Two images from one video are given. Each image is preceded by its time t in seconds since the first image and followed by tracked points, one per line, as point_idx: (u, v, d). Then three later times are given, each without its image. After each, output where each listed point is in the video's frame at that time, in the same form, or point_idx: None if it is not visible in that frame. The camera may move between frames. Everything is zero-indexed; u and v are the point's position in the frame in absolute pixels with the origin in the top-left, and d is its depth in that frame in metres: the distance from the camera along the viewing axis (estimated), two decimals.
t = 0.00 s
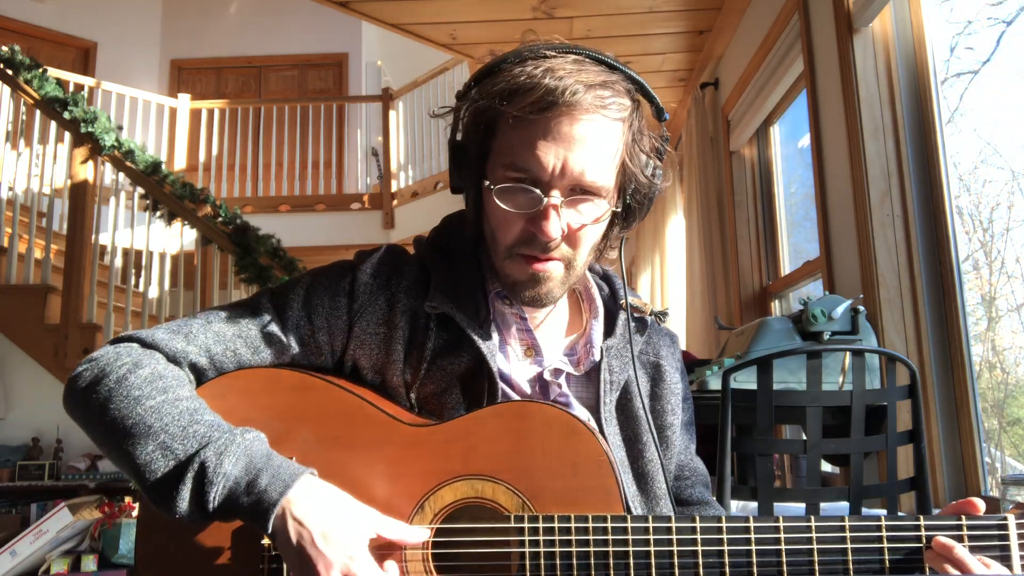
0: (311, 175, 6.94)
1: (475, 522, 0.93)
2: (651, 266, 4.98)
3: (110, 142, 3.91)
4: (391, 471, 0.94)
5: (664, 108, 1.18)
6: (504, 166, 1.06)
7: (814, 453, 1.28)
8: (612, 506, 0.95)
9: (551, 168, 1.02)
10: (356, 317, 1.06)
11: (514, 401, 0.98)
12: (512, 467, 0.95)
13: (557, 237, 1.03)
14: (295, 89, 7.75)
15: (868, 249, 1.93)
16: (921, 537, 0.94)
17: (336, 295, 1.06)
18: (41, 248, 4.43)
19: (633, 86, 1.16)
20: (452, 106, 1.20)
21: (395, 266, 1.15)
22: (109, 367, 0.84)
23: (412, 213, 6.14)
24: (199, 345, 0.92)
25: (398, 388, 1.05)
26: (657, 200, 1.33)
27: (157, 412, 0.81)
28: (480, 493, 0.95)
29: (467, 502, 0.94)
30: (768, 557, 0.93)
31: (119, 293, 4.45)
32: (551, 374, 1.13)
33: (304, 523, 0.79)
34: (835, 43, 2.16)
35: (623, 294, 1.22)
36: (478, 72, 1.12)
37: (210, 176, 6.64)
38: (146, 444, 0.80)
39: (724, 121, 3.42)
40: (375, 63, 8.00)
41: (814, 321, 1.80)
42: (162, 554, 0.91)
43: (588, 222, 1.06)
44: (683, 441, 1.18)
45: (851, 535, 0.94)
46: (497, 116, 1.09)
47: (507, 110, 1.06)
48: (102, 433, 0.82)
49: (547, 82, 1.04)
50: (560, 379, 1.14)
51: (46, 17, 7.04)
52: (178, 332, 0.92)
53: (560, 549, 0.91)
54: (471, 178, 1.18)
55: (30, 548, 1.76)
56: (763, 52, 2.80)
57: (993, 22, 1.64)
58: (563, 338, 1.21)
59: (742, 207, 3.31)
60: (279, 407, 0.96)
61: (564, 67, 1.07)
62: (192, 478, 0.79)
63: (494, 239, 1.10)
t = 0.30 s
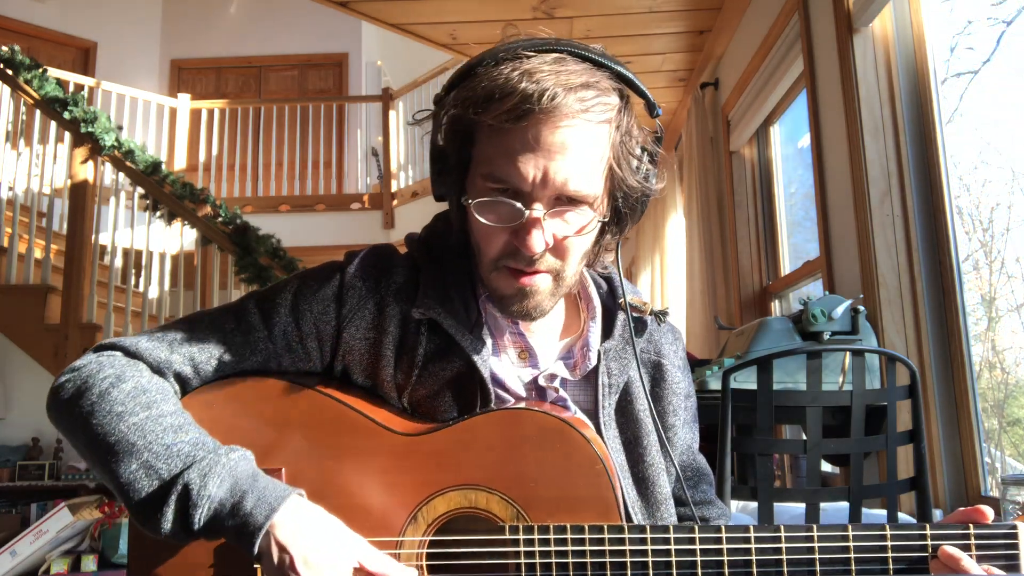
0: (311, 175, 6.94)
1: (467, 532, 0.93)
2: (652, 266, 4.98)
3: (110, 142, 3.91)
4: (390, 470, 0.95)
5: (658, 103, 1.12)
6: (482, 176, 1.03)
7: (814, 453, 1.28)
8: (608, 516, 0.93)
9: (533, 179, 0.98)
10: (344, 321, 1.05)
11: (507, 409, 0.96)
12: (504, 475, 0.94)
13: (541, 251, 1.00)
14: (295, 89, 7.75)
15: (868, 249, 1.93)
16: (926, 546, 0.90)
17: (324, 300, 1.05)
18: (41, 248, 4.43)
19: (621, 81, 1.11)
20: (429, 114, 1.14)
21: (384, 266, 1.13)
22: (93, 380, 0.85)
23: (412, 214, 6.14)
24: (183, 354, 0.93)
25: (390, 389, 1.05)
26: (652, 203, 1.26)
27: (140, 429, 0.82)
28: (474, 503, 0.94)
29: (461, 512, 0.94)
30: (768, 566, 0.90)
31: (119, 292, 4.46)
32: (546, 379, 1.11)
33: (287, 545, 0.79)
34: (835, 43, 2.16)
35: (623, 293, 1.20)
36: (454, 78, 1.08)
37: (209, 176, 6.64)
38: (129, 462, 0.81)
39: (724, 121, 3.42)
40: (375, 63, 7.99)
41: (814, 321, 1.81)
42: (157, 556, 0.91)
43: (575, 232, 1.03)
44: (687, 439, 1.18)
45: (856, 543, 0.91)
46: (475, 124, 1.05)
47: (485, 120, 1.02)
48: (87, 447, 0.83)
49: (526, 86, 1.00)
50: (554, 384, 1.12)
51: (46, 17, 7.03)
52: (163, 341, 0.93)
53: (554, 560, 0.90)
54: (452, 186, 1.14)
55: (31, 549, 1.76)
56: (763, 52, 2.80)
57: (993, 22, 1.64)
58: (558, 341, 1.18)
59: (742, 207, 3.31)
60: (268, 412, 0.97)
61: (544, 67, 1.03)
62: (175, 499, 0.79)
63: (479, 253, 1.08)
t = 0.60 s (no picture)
0: (311, 175, 6.94)
1: (459, 537, 0.94)
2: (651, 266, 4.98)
3: (110, 142, 3.91)
4: (383, 475, 0.95)
5: (648, 107, 1.08)
6: (463, 190, 1.02)
7: (814, 453, 1.28)
8: (601, 520, 0.91)
9: (514, 195, 0.97)
10: (333, 326, 1.04)
11: (494, 413, 0.95)
12: (495, 482, 0.93)
13: (524, 267, 1.00)
14: (295, 89, 7.75)
15: (868, 249, 1.94)
16: (928, 550, 0.90)
17: (312, 305, 1.03)
18: (41, 248, 4.43)
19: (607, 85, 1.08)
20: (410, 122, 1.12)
21: (373, 267, 1.12)
22: (79, 391, 0.85)
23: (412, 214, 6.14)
24: (169, 363, 0.94)
25: (380, 393, 1.05)
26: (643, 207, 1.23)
27: (128, 443, 0.82)
28: (465, 509, 0.94)
29: (452, 518, 0.94)
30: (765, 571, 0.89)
31: (119, 292, 4.45)
32: (539, 382, 1.11)
33: (279, 561, 0.80)
34: (835, 43, 2.16)
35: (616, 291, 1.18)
36: (434, 87, 1.06)
37: (209, 176, 6.64)
38: (118, 477, 0.81)
39: (724, 121, 3.42)
40: (375, 63, 7.99)
41: (814, 321, 1.80)
42: (155, 557, 0.91)
43: (559, 244, 1.03)
44: (688, 437, 1.18)
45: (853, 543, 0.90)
46: (456, 134, 1.03)
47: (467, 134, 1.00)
48: (75, 458, 0.84)
49: (506, 96, 0.98)
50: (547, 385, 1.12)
51: (46, 17, 7.04)
52: (148, 351, 0.93)
53: (548, 566, 0.90)
54: (435, 198, 1.13)
55: (30, 549, 1.76)
56: (763, 52, 2.80)
57: (993, 22, 1.64)
58: (550, 343, 1.18)
59: (742, 207, 3.31)
60: (259, 417, 0.98)
61: (526, 75, 1.00)
62: (164, 516, 0.80)
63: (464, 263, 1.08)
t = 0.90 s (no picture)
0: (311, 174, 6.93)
1: (455, 540, 0.93)
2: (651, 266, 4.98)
3: (110, 142, 3.92)
4: (380, 477, 0.95)
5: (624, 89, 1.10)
6: (452, 190, 1.02)
7: (814, 453, 1.28)
8: (598, 521, 0.91)
9: (503, 186, 0.97)
10: (325, 327, 1.04)
11: (488, 415, 0.95)
12: (490, 484, 0.93)
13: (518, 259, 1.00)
14: (295, 89, 7.75)
15: (868, 249, 1.94)
16: (927, 547, 0.89)
17: (304, 306, 1.03)
18: (41, 248, 4.44)
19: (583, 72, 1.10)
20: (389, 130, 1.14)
21: (365, 268, 1.12)
22: (72, 398, 0.85)
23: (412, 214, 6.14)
24: (161, 367, 0.93)
25: (375, 393, 1.05)
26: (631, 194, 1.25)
27: (124, 449, 0.82)
28: (462, 511, 0.94)
29: (449, 521, 0.94)
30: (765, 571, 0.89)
31: (120, 292, 4.46)
32: (535, 380, 1.12)
33: (279, 562, 0.80)
34: (835, 43, 2.16)
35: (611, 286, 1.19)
36: (410, 91, 1.07)
37: (210, 176, 6.65)
38: (115, 483, 0.81)
39: (724, 121, 3.42)
40: (375, 63, 7.98)
41: (814, 321, 1.80)
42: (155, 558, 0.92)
43: (552, 230, 1.03)
44: (685, 433, 1.18)
45: (853, 543, 0.90)
46: (438, 135, 1.04)
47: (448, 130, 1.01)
48: (70, 466, 0.84)
49: (483, 93, 0.99)
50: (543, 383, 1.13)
51: (46, 17, 7.03)
52: (140, 356, 0.93)
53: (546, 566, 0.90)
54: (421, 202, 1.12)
55: (30, 549, 1.77)
56: (763, 52, 2.80)
57: (993, 23, 1.64)
58: (545, 340, 1.17)
59: (743, 207, 3.31)
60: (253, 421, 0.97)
61: (500, 69, 1.02)
62: (163, 520, 0.80)
63: (459, 264, 1.07)
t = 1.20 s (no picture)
0: (311, 174, 6.94)
1: (453, 539, 0.93)
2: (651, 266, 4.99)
3: (110, 142, 3.91)
4: (379, 477, 0.94)
5: (580, 67, 1.17)
6: (453, 185, 1.04)
7: (814, 453, 1.28)
8: (593, 518, 0.91)
9: (501, 172, 1.01)
10: (321, 328, 1.05)
11: (483, 415, 0.95)
12: (486, 482, 0.93)
13: (529, 237, 1.02)
14: (295, 89, 7.75)
15: (868, 250, 1.94)
16: (922, 541, 0.88)
17: (300, 308, 1.04)
18: (41, 248, 4.45)
19: (543, 56, 1.16)
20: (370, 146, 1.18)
21: (361, 270, 1.13)
22: (70, 402, 0.86)
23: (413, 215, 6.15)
24: (159, 369, 0.94)
25: (372, 393, 1.05)
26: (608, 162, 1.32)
27: (121, 453, 0.83)
28: (459, 510, 0.93)
29: (446, 520, 0.94)
30: (762, 566, 0.89)
31: (120, 292, 4.47)
32: (532, 376, 1.11)
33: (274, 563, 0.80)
34: (835, 43, 2.16)
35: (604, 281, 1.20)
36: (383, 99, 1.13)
37: (210, 176, 6.65)
38: (113, 486, 0.82)
39: (724, 121, 3.42)
40: (375, 63, 7.98)
41: (814, 321, 1.80)
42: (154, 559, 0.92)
43: (551, 204, 1.05)
44: (683, 429, 1.17)
45: (849, 542, 0.89)
46: (422, 133, 1.10)
47: (437, 129, 1.06)
48: (68, 469, 0.84)
49: (459, 86, 1.06)
50: (541, 379, 1.12)
51: (47, 17, 7.03)
52: (139, 359, 0.94)
53: (542, 565, 0.89)
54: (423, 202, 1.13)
55: (31, 548, 1.77)
56: (762, 52, 2.80)
57: (993, 22, 1.64)
58: (541, 338, 1.19)
59: (742, 207, 3.31)
60: (251, 425, 0.97)
61: (469, 64, 1.09)
62: (160, 523, 0.80)
63: (465, 262, 1.08)
